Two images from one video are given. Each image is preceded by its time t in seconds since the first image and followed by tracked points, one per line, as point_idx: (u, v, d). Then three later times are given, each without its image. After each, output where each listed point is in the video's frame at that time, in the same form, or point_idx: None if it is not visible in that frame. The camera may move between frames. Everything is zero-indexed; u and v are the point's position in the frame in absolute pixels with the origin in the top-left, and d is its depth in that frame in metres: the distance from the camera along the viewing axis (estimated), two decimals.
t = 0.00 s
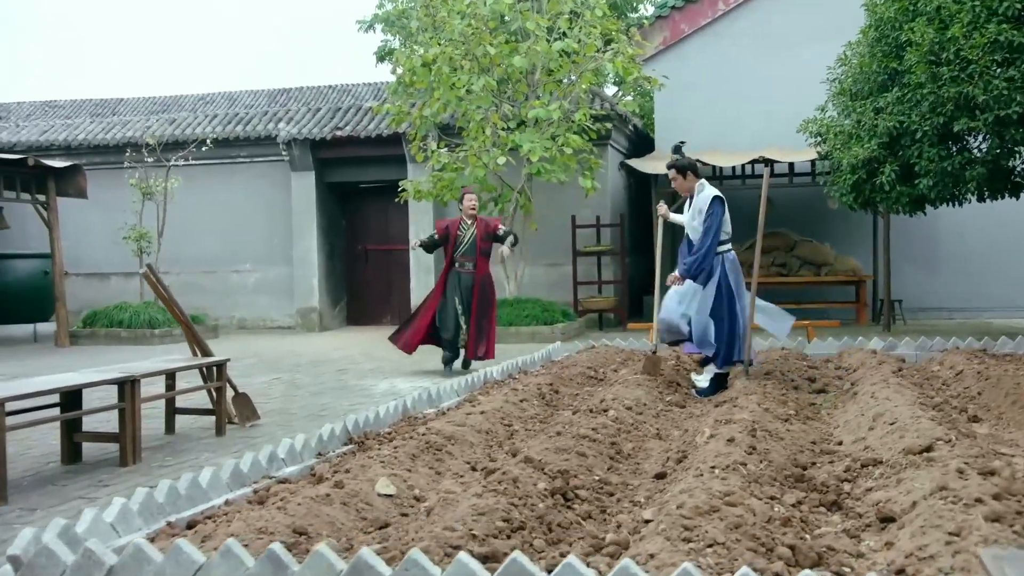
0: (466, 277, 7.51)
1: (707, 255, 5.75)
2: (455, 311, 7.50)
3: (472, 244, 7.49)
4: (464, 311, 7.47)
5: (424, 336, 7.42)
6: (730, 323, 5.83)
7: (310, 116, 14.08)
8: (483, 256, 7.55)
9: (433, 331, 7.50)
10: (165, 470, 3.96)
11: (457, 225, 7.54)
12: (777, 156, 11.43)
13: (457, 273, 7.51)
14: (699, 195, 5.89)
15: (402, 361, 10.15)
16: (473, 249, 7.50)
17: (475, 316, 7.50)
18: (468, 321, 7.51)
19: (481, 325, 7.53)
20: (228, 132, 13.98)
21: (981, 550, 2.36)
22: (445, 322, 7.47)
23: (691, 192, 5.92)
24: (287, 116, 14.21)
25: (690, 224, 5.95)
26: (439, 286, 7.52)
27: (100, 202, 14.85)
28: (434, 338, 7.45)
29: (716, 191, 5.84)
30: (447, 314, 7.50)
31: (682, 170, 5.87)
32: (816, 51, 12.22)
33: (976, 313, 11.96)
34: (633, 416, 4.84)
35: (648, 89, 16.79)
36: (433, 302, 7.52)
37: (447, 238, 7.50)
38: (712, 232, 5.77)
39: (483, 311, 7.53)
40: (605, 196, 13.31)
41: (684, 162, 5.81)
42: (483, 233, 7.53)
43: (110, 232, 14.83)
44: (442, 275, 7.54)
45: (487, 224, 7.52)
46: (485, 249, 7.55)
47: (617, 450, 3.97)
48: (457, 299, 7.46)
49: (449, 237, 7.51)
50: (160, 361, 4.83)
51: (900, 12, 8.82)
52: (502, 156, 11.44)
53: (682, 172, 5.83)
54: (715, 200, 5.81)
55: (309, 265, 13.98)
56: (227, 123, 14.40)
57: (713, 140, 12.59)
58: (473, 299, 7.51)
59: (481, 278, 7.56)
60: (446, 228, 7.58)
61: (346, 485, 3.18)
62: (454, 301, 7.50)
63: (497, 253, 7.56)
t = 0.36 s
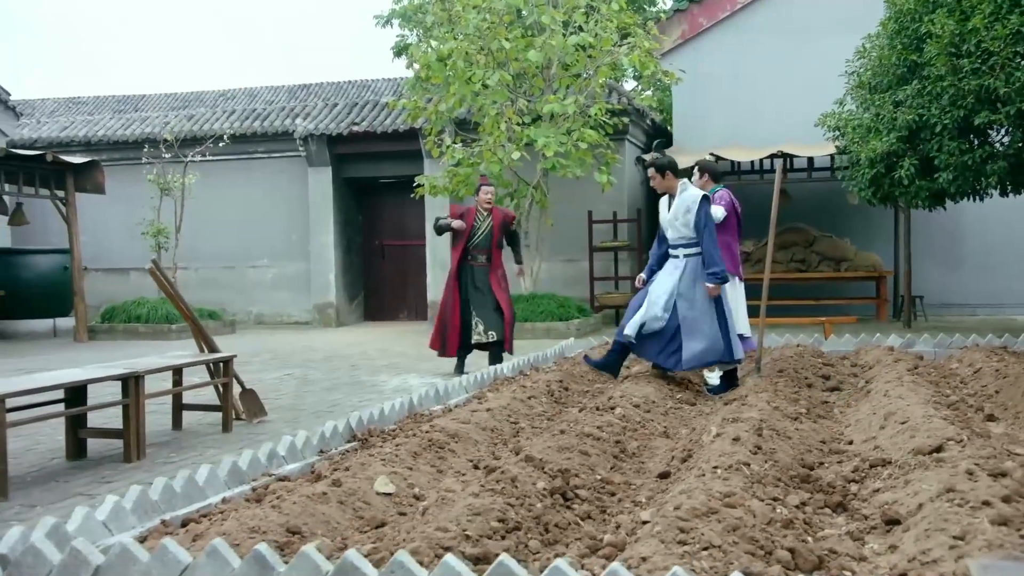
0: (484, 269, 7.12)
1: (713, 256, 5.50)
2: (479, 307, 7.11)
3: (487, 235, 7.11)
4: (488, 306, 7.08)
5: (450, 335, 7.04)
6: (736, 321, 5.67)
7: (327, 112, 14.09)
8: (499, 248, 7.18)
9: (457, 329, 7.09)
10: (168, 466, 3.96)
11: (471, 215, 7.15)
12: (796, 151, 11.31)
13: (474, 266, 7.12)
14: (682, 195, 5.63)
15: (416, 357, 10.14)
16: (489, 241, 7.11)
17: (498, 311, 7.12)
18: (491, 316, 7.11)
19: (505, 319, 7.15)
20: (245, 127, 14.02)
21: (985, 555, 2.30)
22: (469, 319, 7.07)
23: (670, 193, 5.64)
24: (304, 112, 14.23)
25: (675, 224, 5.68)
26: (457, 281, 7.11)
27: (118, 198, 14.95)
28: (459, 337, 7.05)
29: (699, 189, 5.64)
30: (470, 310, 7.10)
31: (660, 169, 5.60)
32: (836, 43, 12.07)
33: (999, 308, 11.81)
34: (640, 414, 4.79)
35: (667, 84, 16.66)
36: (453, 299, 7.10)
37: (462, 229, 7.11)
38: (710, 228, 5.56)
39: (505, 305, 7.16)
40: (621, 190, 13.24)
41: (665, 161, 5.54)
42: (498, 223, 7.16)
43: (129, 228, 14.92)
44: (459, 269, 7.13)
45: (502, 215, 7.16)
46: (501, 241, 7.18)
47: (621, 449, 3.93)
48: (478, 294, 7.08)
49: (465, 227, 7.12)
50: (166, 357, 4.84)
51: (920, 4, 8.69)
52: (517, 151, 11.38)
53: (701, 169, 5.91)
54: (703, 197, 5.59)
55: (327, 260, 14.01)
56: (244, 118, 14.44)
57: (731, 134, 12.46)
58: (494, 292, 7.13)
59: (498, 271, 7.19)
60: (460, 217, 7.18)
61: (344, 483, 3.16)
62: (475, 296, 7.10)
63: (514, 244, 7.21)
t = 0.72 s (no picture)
0: (504, 262, 6.61)
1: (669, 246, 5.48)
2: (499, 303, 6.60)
3: (505, 225, 6.62)
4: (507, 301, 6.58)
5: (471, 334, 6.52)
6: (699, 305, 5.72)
7: (344, 108, 14.10)
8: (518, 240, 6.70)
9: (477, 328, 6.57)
10: (170, 463, 3.96)
11: (487, 205, 6.65)
12: (814, 145, 11.18)
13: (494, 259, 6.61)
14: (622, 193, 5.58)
15: (428, 354, 10.11)
16: (508, 232, 6.62)
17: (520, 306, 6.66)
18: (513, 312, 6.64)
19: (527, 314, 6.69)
20: (262, 123, 14.05)
21: (988, 560, 2.24)
22: (492, 317, 6.55)
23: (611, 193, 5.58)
24: (321, 108, 14.26)
25: (621, 224, 5.62)
26: (477, 277, 6.60)
27: (136, 195, 15.03)
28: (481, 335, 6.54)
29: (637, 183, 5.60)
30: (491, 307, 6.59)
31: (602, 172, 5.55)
32: (856, 36, 11.93)
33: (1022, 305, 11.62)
34: (647, 412, 4.74)
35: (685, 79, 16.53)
36: (473, 295, 6.59)
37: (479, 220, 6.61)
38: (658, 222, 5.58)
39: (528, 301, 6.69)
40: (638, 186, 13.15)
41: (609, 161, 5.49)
42: (516, 212, 6.67)
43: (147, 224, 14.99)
44: (477, 263, 6.61)
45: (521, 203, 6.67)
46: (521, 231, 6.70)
47: (626, 448, 3.89)
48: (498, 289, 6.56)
49: (481, 218, 6.63)
50: (172, 353, 4.85)
51: None
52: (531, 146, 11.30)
53: (716, 161, 5.80)
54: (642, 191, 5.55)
55: (344, 256, 14.02)
56: (261, 115, 14.48)
57: (750, 128, 12.34)
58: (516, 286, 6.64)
59: (518, 264, 6.70)
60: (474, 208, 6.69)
61: (342, 482, 3.13)
62: (497, 292, 6.58)
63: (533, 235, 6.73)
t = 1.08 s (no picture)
0: (502, 263, 6.23)
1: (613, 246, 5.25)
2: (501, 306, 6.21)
3: (500, 223, 6.24)
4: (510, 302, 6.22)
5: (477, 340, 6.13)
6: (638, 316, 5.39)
7: (357, 105, 14.11)
8: (513, 237, 6.32)
9: (479, 334, 6.17)
10: (170, 461, 3.95)
11: (477, 205, 6.26)
12: (829, 141, 11.06)
13: (492, 261, 6.21)
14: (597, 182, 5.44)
15: (438, 351, 10.08)
16: (502, 230, 6.25)
17: (523, 307, 6.28)
18: (515, 315, 6.26)
19: (529, 315, 6.33)
20: (276, 120, 14.08)
21: (985, 566, 2.19)
22: (495, 322, 6.16)
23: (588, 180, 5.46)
24: (335, 105, 14.27)
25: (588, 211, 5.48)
26: (474, 281, 6.20)
27: (151, 192, 15.09)
28: (485, 342, 6.14)
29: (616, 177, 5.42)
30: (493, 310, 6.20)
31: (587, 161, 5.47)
32: (873, 30, 11.79)
33: None
34: (650, 412, 4.70)
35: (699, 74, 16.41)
36: (473, 299, 6.19)
37: (471, 221, 6.22)
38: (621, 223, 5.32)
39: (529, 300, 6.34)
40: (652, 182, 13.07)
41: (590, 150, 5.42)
42: (509, 209, 6.30)
43: (161, 221, 15.05)
44: (474, 266, 6.21)
45: (512, 198, 6.31)
46: (516, 228, 6.33)
47: (626, 448, 3.85)
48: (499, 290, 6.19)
49: (473, 219, 6.23)
50: (175, 351, 4.84)
51: None
52: (543, 143, 11.22)
53: (723, 157, 5.74)
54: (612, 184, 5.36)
55: (357, 253, 14.02)
56: (276, 112, 14.50)
57: (766, 125, 12.24)
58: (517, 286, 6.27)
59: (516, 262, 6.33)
60: (463, 209, 6.29)
61: (336, 483, 3.11)
62: (497, 295, 6.19)
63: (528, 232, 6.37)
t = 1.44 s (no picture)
0: (502, 263, 6.15)
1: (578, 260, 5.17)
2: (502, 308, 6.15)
3: (500, 223, 6.15)
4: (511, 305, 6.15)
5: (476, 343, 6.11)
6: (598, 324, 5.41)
7: (370, 104, 14.11)
8: (515, 237, 6.22)
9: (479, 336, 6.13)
10: (169, 461, 3.95)
11: (477, 204, 6.17)
12: (843, 138, 10.96)
13: (490, 261, 6.13)
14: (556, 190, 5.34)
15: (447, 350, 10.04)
16: (503, 229, 6.15)
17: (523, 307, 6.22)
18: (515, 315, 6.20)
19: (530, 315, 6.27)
20: (289, 119, 14.10)
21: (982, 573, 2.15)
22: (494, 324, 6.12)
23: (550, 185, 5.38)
24: (348, 104, 14.28)
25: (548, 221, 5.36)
26: (474, 282, 6.15)
27: (164, 191, 15.14)
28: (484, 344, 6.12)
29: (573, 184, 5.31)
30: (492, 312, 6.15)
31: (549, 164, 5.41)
32: (889, 26, 11.66)
33: None
34: (654, 412, 4.66)
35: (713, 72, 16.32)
36: (473, 301, 6.14)
37: (471, 221, 6.15)
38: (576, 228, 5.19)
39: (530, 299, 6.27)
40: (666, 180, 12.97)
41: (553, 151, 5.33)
42: (510, 207, 6.19)
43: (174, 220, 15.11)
44: (474, 267, 6.15)
45: (513, 196, 6.20)
46: (517, 226, 6.23)
47: (626, 450, 3.81)
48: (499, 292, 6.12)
49: (473, 219, 6.16)
50: (177, 350, 4.84)
51: None
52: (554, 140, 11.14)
53: (730, 156, 5.70)
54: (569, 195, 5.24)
55: (370, 252, 14.02)
56: (289, 111, 14.53)
57: (781, 122, 12.13)
58: (517, 286, 6.19)
59: (517, 262, 6.23)
60: (463, 208, 6.20)
61: (330, 484, 3.09)
62: (496, 296, 6.14)
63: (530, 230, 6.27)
